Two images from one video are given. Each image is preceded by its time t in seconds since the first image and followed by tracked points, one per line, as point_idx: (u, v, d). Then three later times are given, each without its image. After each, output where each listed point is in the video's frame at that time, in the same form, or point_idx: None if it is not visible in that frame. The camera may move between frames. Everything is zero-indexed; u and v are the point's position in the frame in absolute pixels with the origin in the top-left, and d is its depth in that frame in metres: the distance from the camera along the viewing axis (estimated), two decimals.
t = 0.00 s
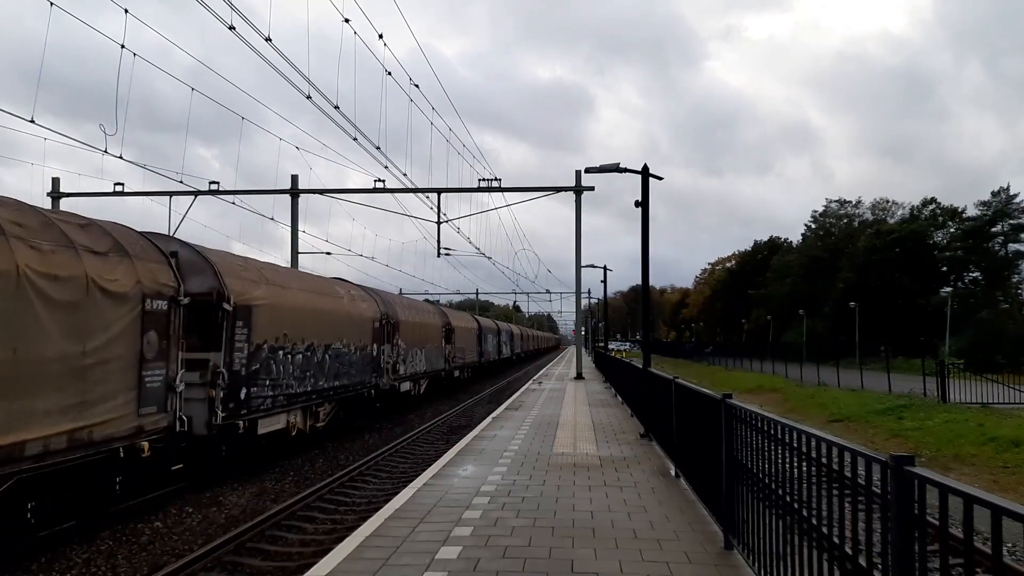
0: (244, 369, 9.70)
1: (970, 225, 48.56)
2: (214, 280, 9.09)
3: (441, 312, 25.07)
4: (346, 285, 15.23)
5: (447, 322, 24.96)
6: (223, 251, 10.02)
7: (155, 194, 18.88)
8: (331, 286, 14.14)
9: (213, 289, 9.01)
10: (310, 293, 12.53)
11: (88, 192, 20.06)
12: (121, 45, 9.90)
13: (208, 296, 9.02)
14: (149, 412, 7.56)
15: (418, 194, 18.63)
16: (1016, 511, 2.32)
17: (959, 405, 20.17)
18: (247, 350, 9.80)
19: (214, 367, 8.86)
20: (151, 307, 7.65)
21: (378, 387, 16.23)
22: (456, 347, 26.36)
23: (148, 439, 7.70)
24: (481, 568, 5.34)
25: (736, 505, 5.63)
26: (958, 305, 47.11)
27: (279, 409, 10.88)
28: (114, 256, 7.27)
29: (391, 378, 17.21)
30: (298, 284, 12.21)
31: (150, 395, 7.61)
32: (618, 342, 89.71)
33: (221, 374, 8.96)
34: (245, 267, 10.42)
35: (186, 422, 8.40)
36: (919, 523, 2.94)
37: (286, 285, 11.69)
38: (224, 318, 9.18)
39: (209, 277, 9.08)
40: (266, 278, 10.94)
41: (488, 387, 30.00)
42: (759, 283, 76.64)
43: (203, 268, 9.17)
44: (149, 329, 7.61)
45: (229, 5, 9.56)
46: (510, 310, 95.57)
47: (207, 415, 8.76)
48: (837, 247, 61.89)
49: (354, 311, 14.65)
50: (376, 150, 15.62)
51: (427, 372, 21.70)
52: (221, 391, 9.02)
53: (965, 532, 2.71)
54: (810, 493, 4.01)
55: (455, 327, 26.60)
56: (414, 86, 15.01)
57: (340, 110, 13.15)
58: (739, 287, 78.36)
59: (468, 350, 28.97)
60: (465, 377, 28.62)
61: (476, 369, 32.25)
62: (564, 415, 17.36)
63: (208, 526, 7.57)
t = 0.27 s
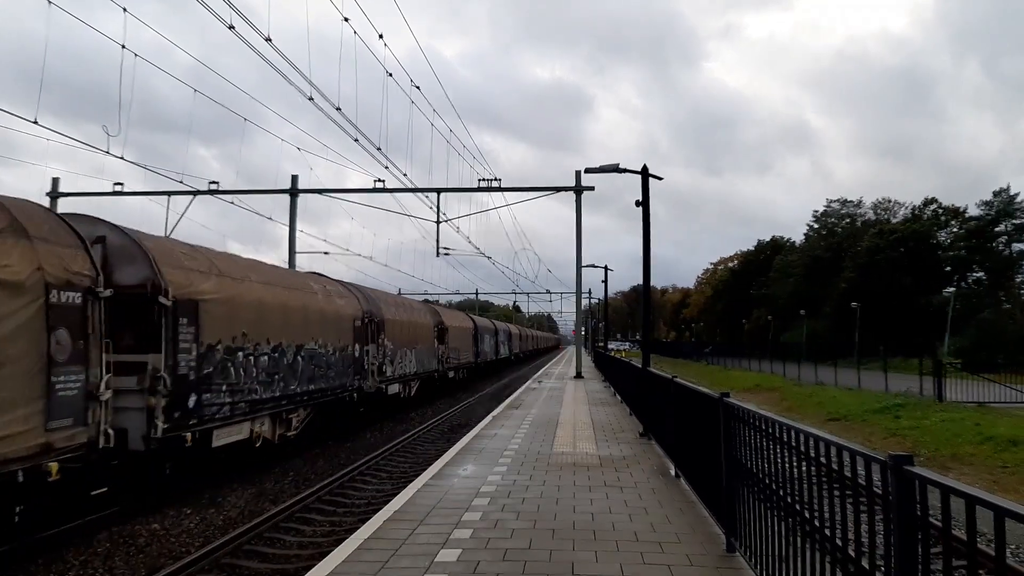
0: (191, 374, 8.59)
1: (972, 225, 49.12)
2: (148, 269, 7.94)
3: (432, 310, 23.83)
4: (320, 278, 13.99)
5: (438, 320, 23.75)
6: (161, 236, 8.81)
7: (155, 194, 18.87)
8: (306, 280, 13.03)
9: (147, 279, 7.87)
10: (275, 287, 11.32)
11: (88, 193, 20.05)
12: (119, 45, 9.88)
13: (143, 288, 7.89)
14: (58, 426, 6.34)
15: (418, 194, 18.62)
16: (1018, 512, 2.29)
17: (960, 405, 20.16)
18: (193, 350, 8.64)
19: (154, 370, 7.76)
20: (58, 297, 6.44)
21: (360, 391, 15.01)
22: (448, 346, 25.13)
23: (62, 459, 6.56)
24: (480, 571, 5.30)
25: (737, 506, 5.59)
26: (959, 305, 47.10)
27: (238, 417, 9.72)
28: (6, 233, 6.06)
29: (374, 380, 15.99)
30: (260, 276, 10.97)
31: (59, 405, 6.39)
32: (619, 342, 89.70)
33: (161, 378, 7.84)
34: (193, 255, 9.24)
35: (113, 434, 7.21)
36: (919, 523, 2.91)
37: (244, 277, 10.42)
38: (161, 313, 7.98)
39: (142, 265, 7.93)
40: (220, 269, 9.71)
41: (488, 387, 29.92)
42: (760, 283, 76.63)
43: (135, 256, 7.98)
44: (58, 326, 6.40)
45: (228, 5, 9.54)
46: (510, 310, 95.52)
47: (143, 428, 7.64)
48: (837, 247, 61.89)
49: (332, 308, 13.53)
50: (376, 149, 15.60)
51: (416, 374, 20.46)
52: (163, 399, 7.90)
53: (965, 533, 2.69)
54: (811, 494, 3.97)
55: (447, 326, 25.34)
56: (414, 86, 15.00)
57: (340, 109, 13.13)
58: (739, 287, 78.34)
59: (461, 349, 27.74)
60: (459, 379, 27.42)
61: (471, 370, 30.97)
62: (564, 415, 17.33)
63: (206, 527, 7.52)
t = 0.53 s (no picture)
0: (118, 382, 7.24)
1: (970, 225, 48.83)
2: (61, 254, 6.76)
3: (421, 309, 22.45)
4: (290, 273, 12.67)
5: (428, 320, 22.36)
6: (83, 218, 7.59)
7: (156, 194, 18.92)
8: (273, 273, 11.77)
9: (58, 266, 6.67)
10: (234, 281, 10.04)
11: (89, 193, 20.12)
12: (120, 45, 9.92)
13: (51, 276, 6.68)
14: None
15: (417, 194, 18.63)
16: (1016, 512, 2.30)
17: (960, 405, 20.13)
18: (121, 351, 7.33)
19: (63, 377, 6.47)
20: None
21: (336, 397, 13.60)
22: (439, 347, 23.77)
23: None
24: (480, 570, 5.32)
25: (737, 505, 5.61)
26: (959, 305, 47.08)
27: (181, 430, 8.33)
28: None
29: (353, 385, 14.57)
30: (216, 269, 9.71)
31: None
32: (619, 342, 89.71)
33: (73, 386, 6.55)
34: (126, 240, 7.98)
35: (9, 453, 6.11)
36: (917, 522, 2.93)
37: (194, 268, 9.14)
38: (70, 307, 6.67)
39: (54, 251, 6.75)
40: (164, 261, 8.46)
41: (488, 387, 29.90)
42: (760, 283, 76.65)
43: (43, 238, 6.82)
44: None
45: (228, 4, 9.57)
46: (510, 310, 95.58)
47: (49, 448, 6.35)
48: (837, 247, 61.84)
49: (302, 303, 12.21)
50: (376, 150, 15.60)
51: (403, 378, 19.07)
52: (76, 412, 6.61)
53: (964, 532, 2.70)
54: (811, 494, 3.99)
55: (437, 326, 23.94)
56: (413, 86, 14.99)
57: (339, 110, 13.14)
58: (739, 287, 78.31)
59: (452, 351, 26.29)
60: (452, 381, 26.05)
61: (464, 372, 29.52)
62: (564, 416, 17.33)
63: (207, 527, 7.54)
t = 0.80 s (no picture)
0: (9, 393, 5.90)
1: (970, 225, 49.08)
2: None
3: (411, 306, 21.08)
4: (254, 264, 11.33)
5: (419, 318, 20.96)
6: None
7: (156, 194, 18.91)
8: (231, 264, 10.42)
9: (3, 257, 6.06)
10: (176, 271, 8.67)
11: (89, 193, 20.11)
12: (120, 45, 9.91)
13: None
14: None
15: (418, 194, 18.63)
16: (1016, 512, 2.30)
17: (960, 405, 20.16)
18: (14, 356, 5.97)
19: None
20: None
21: (309, 404, 12.21)
22: (431, 346, 22.40)
23: None
24: (480, 570, 5.32)
25: (737, 505, 5.61)
26: (959, 304, 47.11)
27: (102, 448, 6.92)
28: None
29: (331, 389, 13.16)
30: (154, 257, 8.34)
31: None
32: (619, 342, 89.80)
33: None
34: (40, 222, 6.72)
35: None
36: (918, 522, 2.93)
37: (125, 255, 7.76)
38: None
39: None
40: (83, 245, 7.09)
41: (488, 387, 29.84)
42: (760, 283, 76.68)
43: None
44: None
45: (228, 4, 9.56)
46: (510, 310, 95.66)
47: None
48: (837, 247, 61.86)
49: (264, 298, 10.86)
50: (376, 150, 15.59)
51: (392, 380, 17.67)
52: None
53: (964, 531, 2.70)
54: (811, 494, 3.99)
55: (430, 326, 22.53)
56: (414, 86, 14.99)
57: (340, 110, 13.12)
58: (739, 287, 78.34)
59: (447, 350, 24.91)
60: (445, 384, 24.67)
61: (458, 374, 28.01)
62: (564, 415, 17.33)
63: (207, 527, 7.54)
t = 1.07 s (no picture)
0: None
1: (970, 224, 49.23)
2: None
3: (399, 305, 19.69)
4: (212, 255, 10.04)
5: (408, 318, 19.66)
6: None
7: (156, 194, 18.92)
8: (179, 254, 9.07)
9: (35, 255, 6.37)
10: (108, 259, 7.38)
11: (90, 193, 20.12)
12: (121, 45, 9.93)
13: None
14: None
15: (418, 194, 18.64)
16: (1017, 511, 2.32)
17: (959, 405, 20.20)
18: None
19: None
20: None
21: (274, 412, 10.87)
22: (421, 348, 21.03)
23: None
24: (480, 569, 5.33)
25: (737, 505, 5.63)
26: (958, 304, 47.17)
27: None
28: None
29: (304, 394, 11.81)
30: (125, 251, 7.74)
31: None
32: (619, 342, 89.85)
33: None
34: None
35: None
36: (918, 523, 2.94)
37: (27, 235, 6.36)
38: None
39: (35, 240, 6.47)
40: (106, 251, 7.40)
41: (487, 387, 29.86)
42: (760, 283, 76.72)
43: None
44: None
45: (229, 5, 9.58)
46: (510, 310, 95.72)
47: None
48: (837, 247, 61.88)
49: (218, 294, 9.49)
50: (376, 150, 15.59)
51: (377, 384, 16.30)
52: None
53: (964, 531, 2.72)
54: (811, 494, 4.02)
55: (421, 327, 21.16)
56: (414, 87, 15.01)
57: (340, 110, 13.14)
58: (739, 287, 78.37)
59: (440, 352, 23.62)
60: (438, 387, 23.36)
61: (452, 377, 26.70)
62: (564, 416, 17.34)
63: (208, 526, 7.56)
